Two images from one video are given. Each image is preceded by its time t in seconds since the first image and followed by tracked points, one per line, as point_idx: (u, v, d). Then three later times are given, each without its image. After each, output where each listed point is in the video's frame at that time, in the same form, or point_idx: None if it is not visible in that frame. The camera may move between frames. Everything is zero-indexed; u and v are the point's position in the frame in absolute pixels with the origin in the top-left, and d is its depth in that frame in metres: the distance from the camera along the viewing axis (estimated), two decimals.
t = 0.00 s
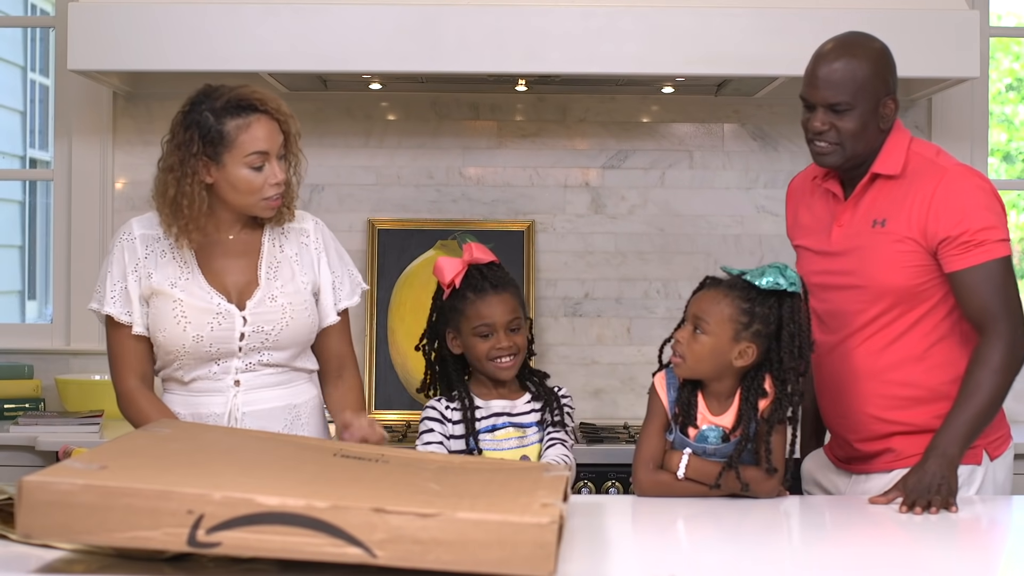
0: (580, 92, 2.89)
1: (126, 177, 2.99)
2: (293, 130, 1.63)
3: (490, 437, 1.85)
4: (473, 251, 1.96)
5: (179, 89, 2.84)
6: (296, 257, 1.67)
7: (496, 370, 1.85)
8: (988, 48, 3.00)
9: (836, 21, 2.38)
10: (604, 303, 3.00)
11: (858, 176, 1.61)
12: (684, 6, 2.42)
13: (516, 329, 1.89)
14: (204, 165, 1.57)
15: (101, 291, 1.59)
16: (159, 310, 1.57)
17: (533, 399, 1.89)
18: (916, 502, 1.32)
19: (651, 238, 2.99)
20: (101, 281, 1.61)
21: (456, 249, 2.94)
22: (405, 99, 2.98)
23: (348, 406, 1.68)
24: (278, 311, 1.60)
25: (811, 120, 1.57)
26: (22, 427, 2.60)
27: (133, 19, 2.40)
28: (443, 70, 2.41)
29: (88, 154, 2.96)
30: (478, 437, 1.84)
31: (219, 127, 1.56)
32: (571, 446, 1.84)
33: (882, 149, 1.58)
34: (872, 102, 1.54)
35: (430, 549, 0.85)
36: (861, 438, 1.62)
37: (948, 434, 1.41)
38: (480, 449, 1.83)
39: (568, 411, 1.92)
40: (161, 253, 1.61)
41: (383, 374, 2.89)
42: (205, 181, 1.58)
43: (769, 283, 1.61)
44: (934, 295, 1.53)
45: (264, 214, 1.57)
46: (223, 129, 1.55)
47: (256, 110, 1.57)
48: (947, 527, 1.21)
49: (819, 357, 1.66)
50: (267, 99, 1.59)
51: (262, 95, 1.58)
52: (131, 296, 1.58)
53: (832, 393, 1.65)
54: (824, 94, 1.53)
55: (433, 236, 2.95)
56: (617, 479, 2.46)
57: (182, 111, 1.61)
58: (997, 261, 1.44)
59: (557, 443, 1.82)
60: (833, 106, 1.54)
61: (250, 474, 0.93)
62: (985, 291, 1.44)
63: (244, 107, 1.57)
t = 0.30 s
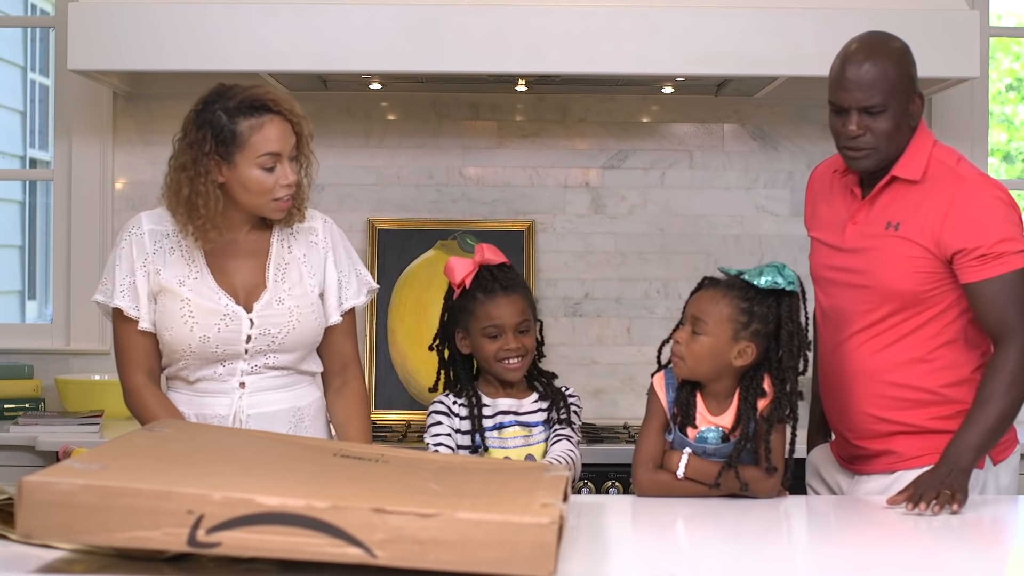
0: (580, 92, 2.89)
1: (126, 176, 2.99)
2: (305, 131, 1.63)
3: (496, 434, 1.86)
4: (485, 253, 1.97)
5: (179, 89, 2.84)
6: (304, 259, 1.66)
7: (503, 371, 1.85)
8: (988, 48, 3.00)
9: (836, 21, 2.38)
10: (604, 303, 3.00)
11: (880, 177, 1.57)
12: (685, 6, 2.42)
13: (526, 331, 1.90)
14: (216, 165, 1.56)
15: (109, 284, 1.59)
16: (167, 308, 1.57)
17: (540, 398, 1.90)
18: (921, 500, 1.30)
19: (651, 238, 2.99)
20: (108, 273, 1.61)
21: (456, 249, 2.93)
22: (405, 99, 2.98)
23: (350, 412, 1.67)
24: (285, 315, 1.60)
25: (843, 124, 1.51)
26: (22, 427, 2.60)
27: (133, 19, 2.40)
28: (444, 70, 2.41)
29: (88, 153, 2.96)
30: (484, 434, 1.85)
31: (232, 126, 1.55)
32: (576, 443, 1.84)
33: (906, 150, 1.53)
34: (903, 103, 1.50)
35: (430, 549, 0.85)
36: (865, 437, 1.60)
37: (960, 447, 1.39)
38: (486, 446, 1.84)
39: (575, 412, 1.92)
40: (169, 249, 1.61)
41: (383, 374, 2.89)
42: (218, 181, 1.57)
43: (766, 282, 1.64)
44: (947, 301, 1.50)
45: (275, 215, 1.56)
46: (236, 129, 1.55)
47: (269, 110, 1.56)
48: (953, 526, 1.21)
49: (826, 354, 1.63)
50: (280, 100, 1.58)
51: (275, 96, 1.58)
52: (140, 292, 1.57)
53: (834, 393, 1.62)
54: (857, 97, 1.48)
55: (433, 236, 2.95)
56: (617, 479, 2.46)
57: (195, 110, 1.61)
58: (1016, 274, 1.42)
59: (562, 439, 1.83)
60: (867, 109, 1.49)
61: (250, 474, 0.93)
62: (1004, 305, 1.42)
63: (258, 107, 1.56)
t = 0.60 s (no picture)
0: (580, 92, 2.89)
1: (126, 176, 2.99)
2: (311, 134, 1.63)
3: (505, 434, 1.86)
4: (500, 254, 1.97)
5: (179, 89, 2.84)
6: (307, 260, 1.67)
7: (511, 374, 1.85)
8: (988, 48, 3.00)
9: (837, 21, 2.38)
10: (604, 303, 3.00)
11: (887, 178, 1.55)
12: (685, 6, 2.42)
13: (537, 335, 1.90)
14: (221, 165, 1.57)
15: (111, 282, 1.59)
16: (170, 308, 1.57)
17: (549, 400, 1.90)
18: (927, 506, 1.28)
19: (651, 238, 2.99)
20: (110, 271, 1.60)
21: (456, 249, 2.93)
22: (405, 99, 2.98)
23: (350, 412, 1.69)
24: (288, 316, 1.60)
25: (842, 124, 1.50)
26: (22, 427, 2.60)
27: (133, 19, 2.40)
28: (444, 70, 2.41)
29: (87, 153, 2.96)
30: (493, 434, 1.85)
31: (238, 128, 1.55)
32: (583, 445, 1.84)
33: (913, 152, 1.51)
34: (905, 106, 1.47)
35: (430, 549, 0.85)
36: (869, 439, 1.59)
37: (958, 457, 1.37)
38: (494, 446, 1.84)
39: (584, 414, 1.92)
40: (172, 249, 1.61)
41: (382, 374, 2.88)
42: (223, 182, 1.57)
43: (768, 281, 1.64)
44: (951, 304, 1.49)
45: (278, 216, 1.57)
46: (242, 130, 1.55)
47: (276, 112, 1.56)
48: (961, 527, 1.21)
49: (831, 353, 1.62)
50: (286, 102, 1.58)
51: (282, 98, 1.58)
52: (143, 291, 1.57)
53: (839, 395, 1.62)
54: (856, 99, 1.46)
55: (433, 236, 2.95)
56: (617, 479, 2.46)
57: (201, 109, 1.61)
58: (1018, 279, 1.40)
59: (569, 440, 1.83)
60: (864, 112, 1.47)
61: (251, 474, 0.93)
62: (1005, 309, 1.40)
63: (264, 108, 1.56)
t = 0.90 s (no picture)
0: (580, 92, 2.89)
1: (126, 176, 2.99)
2: (312, 133, 1.63)
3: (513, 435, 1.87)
4: (510, 256, 1.97)
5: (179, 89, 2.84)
6: (307, 261, 1.66)
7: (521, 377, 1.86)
8: (987, 48, 3.00)
9: (837, 21, 2.38)
10: (604, 303, 3.00)
11: (897, 181, 1.54)
12: (685, 6, 2.42)
13: (547, 337, 1.90)
14: (222, 166, 1.56)
15: (112, 282, 1.58)
16: (171, 309, 1.57)
17: (558, 402, 1.90)
18: (927, 505, 1.28)
19: (651, 238, 2.99)
20: (110, 272, 1.59)
21: (456, 249, 2.94)
22: (405, 99, 2.98)
23: (351, 412, 1.69)
24: (287, 318, 1.60)
25: (850, 127, 1.49)
26: (21, 427, 2.60)
27: (133, 19, 2.40)
28: (444, 70, 2.41)
29: (87, 153, 2.96)
30: (500, 435, 1.86)
31: (239, 128, 1.54)
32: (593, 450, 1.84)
33: (922, 156, 1.50)
34: (913, 110, 1.47)
35: (430, 549, 0.85)
36: (872, 442, 1.59)
37: (959, 461, 1.38)
38: (501, 447, 1.86)
39: (594, 416, 1.92)
40: (173, 249, 1.61)
41: (382, 374, 2.89)
42: (225, 182, 1.57)
43: (766, 280, 1.64)
44: (959, 310, 1.48)
45: (280, 215, 1.57)
46: (243, 130, 1.54)
47: (277, 112, 1.56)
48: (960, 526, 1.21)
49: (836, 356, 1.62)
50: (288, 102, 1.58)
51: (283, 97, 1.58)
52: (144, 291, 1.57)
53: (843, 397, 1.62)
54: (863, 102, 1.46)
55: (434, 236, 2.95)
56: (617, 479, 2.46)
57: (200, 111, 1.60)
58: None
59: (579, 447, 1.82)
60: (871, 115, 1.46)
61: (251, 474, 0.93)
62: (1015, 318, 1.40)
63: (265, 108, 1.56)
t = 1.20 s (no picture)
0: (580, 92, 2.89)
1: (127, 177, 2.99)
2: (285, 115, 1.66)
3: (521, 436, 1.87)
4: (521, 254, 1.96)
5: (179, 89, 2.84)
6: (298, 248, 1.67)
7: (529, 377, 1.86)
8: (988, 48, 3.00)
9: (838, 20, 2.38)
10: (604, 303, 3.00)
11: (897, 184, 1.54)
12: (685, 6, 2.42)
13: (556, 336, 1.90)
14: (206, 151, 1.57)
15: (104, 291, 1.59)
16: (164, 307, 1.57)
17: (567, 405, 1.89)
18: (928, 505, 1.27)
19: (651, 238, 2.99)
20: (102, 280, 1.61)
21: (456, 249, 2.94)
22: (405, 99, 2.98)
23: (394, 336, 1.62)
24: (284, 302, 1.60)
25: (848, 128, 1.49)
26: (22, 427, 2.60)
27: (134, 19, 2.40)
28: (445, 70, 2.41)
29: (87, 153, 2.96)
30: (508, 436, 1.86)
31: (217, 110, 1.57)
32: (600, 458, 1.84)
33: (923, 159, 1.50)
34: (912, 113, 1.47)
35: (430, 549, 0.85)
36: (872, 443, 1.59)
37: (961, 461, 1.38)
38: (508, 449, 1.86)
39: (603, 421, 1.92)
40: (162, 249, 1.61)
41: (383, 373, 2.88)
42: (209, 168, 1.57)
43: (762, 280, 1.64)
44: (961, 312, 1.48)
45: (264, 195, 1.58)
46: (221, 111, 1.57)
47: (250, 91, 1.60)
48: (961, 527, 1.21)
49: (836, 358, 1.62)
50: (258, 81, 1.62)
51: (252, 77, 1.61)
52: (135, 294, 1.57)
53: (842, 399, 1.62)
54: (863, 103, 1.46)
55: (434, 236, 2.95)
56: (617, 478, 2.46)
57: (177, 104, 1.62)
58: None
59: (586, 456, 1.83)
60: (871, 118, 1.46)
61: (251, 474, 0.93)
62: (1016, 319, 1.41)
63: (240, 88, 1.59)
